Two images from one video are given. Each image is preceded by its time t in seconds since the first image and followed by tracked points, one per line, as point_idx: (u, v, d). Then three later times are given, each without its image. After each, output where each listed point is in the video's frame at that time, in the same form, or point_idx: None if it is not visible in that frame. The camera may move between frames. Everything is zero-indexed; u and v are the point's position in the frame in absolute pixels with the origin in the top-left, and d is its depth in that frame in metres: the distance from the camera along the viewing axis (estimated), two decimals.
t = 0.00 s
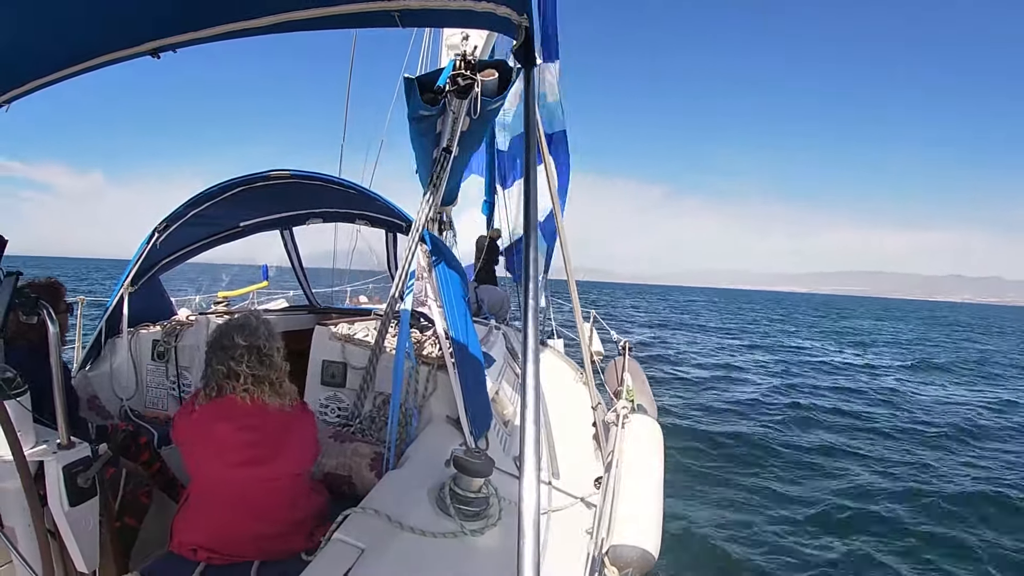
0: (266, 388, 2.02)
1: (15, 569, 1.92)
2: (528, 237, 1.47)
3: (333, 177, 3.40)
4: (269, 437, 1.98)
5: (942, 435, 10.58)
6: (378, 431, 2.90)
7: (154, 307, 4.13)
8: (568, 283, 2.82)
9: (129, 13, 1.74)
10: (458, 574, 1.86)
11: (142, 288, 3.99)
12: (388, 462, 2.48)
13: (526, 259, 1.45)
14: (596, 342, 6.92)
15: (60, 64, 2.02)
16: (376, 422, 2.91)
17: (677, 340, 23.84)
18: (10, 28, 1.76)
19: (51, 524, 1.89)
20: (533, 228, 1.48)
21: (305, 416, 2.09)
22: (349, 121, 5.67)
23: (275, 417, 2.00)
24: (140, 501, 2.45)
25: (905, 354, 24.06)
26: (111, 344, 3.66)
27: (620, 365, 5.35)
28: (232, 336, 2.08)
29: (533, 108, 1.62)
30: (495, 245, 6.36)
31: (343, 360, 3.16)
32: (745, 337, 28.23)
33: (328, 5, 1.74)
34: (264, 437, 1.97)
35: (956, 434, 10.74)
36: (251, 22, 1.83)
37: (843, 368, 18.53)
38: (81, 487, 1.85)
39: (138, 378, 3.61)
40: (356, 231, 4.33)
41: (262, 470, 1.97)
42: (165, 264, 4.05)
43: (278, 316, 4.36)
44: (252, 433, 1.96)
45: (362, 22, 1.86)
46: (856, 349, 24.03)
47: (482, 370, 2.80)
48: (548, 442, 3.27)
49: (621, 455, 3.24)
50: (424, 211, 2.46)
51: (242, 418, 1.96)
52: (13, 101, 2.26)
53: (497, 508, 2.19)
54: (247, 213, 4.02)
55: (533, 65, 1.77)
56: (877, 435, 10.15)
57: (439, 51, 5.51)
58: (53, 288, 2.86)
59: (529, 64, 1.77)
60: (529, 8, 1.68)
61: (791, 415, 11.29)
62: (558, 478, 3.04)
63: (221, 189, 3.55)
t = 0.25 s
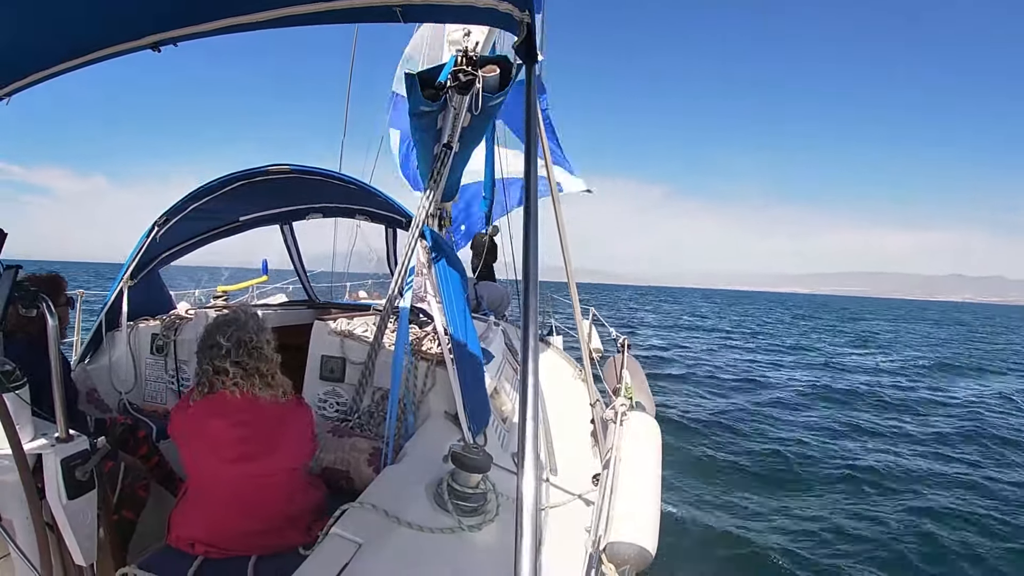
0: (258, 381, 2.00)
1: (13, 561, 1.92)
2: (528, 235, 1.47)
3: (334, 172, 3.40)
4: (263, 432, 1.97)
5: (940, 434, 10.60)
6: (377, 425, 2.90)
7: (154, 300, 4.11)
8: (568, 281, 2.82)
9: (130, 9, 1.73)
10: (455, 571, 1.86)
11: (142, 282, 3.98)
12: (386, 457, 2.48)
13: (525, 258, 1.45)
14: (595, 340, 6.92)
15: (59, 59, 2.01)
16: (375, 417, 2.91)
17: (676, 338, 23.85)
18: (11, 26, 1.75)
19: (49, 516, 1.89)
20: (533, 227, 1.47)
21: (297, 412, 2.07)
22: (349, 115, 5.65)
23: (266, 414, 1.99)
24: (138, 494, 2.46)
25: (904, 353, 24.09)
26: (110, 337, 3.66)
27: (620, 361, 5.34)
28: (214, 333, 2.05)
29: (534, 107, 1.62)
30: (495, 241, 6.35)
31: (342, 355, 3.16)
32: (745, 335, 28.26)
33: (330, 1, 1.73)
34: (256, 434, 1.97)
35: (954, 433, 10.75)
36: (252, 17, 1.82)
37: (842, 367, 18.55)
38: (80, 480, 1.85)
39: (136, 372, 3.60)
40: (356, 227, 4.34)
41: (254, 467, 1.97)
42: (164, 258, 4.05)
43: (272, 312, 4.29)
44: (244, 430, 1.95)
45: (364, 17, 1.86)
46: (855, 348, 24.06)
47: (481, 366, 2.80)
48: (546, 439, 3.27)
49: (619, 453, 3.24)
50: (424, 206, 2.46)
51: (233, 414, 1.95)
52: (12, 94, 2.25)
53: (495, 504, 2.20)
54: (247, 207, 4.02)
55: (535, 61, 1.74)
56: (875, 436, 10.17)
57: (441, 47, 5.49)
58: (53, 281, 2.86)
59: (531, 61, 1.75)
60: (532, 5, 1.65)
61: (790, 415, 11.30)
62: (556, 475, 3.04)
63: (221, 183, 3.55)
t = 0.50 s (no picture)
0: (242, 384, 1.99)
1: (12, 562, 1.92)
2: (528, 234, 1.47)
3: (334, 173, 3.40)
4: (252, 434, 1.98)
5: (940, 432, 10.60)
6: (376, 426, 2.90)
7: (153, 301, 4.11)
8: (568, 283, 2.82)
9: (131, 10, 1.74)
10: (455, 571, 1.86)
11: (141, 282, 3.98)
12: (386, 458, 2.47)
13: (525, 258, 1.45)
14: (595, 341, 6.92)
15: (59, 59, 2.01)
16: (374, 418, 2.91)
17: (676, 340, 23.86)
18: (11, 26, 1.75)
19: (49, 517, 1.89)
20: (533, 226, 1.47)
21: (286, 413, 2.07)
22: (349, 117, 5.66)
23: (254, 417, 1.98)
24: (138, 495, 2.46)
25: (904, 354, 24.11)
26: (110, 337, 3.67)
27: (620, 362, 5.34)
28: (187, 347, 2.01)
29: (535, 107, 1.62)
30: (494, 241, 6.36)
31: (342, 356, 3.16)
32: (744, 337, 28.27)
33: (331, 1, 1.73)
34: (245, 436, 1.97)
35: (954, 432, 10.76)
36: (253, 17, 1.83)
37: (842, 368, 18.54)
38: (79, 481, 1.85)
39: (136, 373, 3.61)
40: (356, 228, 4.36)
41: (247, 469, 1.98)
42: (164, 258, 4.05)
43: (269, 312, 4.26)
44: (232, 434, 1.95)
45: (365, 17, 1.86)
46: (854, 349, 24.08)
47: (481, 369, 2.80)
48: (546, 439, 3.27)
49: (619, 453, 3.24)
50: (424, 207, 2.46)
51: (220, 419, 1.95)
52: (13, 95, 2.25)
53: (495, 505, 2.20)
54: (247, 208, 4.02)
55: (535, 63, 1.74)
56: (875, 435, 10.17)
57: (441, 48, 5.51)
58: (51, 280, 2.86)
59: (531, 62, 1.74)
60: (531, 6, 1.66)
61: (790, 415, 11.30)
62: (555, 476, 3.05)
63: (221, 183, 3.55)
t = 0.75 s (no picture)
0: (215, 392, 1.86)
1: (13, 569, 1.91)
2: (527, 235, 1.47)
3: (333, 177, 3.40)
4: (197, 438, 1.79)
5: (940, 429, 10.61)
6: (377, 430, 2.89)
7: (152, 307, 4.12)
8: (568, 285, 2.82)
9: (129, 14, 1.74)
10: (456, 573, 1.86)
11: (141, 287, 3.98)
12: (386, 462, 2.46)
13: (525, 258, 1.45)
14: (595, 342, 6.93)
15: (58, 63, 2.01)
16: (375, 421, 2.90)
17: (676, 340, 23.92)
18: (11, 28, 1.75)
19: (50, 524, 1.89)
20: (532, 228, 1.48)
21: (256, 442, 1.76)
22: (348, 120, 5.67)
23: (217, 439, 1.76)
24: (138, 501, 2.45)
25: (904, 352, 24.15)
26: (110, 343, 3.67)
27: (620, 364, 5.35)
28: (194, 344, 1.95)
29: (532, 109, 1.62)
30: (494, 242, 6.38)
31: (342, 359, 3.16)
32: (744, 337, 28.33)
33: (329, 4, 1.74)
34: (192, 439, 1.80)
35: (954, 429, 10.76)
36: (251, 21, 1.83)
37: (841, 367, 18.56)
38: (79, 487, 1.85)
39: (136, 379, 3.59)
40: (354, 232, 4.32)
41: (202, 473, 1.82)
42: (164, 263, 4.05)
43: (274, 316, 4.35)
44: (200, 446, 1.79)
45: (363, 21, 1.86)
46: (854, 347, 24.13)
47: (481, 370, 2.80)
48: (547, 441, 3.27)
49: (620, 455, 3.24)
50: (424, 209, 2.46)
51: (192, 426, 1.80)
52: (12, 101, 2.25)
53: (496, 508, 2.19)
54: (246, 212, 4.02)
55: (532, 66, 1.75)
56: (875, 433, 10.18)
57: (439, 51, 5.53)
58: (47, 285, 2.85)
59: (529, 65, 1.76)
60: (528, 8, 1.67)
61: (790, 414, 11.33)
62: (556, 478, 3.04)
63: (220, 187, 3.55)
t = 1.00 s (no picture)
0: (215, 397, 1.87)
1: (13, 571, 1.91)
2: (527, 236, 1.47)
3: (333, 179, 3.40)
4: (192, 446, 1.81)
5: (940, 435, 10.61)
6: (377, 432, 2.89)
7: (153, 309, 4.18)
8: (568, 286, 2.82)
9: (130, 16, 1.75)
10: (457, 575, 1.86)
11: (141, 289, 3.98)
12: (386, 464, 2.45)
13: (525, 260, 1.45)
14: (595, 344, 6.93)
15: (59, 63, 2.02)
16: (376, 423, 2.90)
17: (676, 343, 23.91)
18: (11, 28, 1.75)
19: (50, 526, 1.89)
20: (532, 229, 1.48)
21: (252, 451, 1.78)
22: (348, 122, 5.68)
23: (212, 449, 1.77)
24: (139, 503, 2.45)
25: (904, 354, 24.14)
26: (110, 345, 3.67)
27: (620, 366, 5.36)
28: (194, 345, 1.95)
29: (532, 110, 1.62)
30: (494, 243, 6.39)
31: (342, 362, 3.16)
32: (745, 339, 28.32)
33: (328, 6, 1.74)
34: (186, 447, 1.81)
35: (954, 434, 10.76)
36: (251, 23, 1.84)
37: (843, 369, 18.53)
38: (80, 489, 1.85)
39: (136, 380, 3.58)
40: (354, 234, 4.32)
41: (195, 481, 1.83)
42: (164, 265, 4.05)
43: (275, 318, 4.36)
44: (194, 457, 1.80)
45: (363, 23, 1.87)
46: (854, 350, 24.11)
47: (481, 371, 2.80)
48: (547, 442, 3.27)
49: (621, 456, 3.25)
50: (424, 211, 2.46)
51: (185, 436, 1.82)
52: (12, 102, 2.25)
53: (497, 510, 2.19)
54: (246, 214, 4.03)
55: (532, 67, 1.77)
56: (874, 438, 10.17)
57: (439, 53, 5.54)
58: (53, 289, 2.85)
59: (528, 66, 1.77)
60: (528, 10, 1.68)
61: (790, 419, 11.33)
62: (557, 480, 3.04)
63: (220, 190, 3.55)
